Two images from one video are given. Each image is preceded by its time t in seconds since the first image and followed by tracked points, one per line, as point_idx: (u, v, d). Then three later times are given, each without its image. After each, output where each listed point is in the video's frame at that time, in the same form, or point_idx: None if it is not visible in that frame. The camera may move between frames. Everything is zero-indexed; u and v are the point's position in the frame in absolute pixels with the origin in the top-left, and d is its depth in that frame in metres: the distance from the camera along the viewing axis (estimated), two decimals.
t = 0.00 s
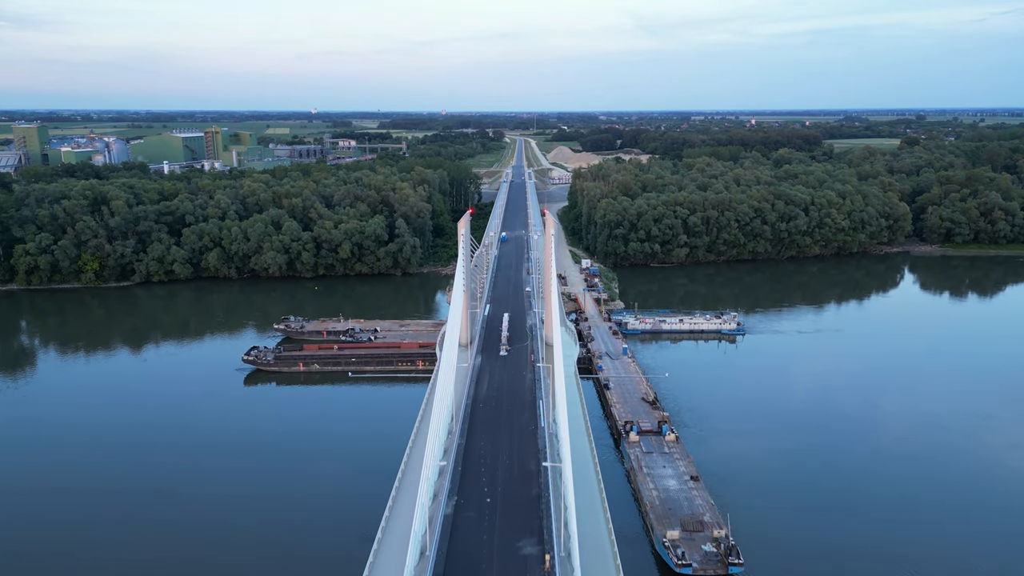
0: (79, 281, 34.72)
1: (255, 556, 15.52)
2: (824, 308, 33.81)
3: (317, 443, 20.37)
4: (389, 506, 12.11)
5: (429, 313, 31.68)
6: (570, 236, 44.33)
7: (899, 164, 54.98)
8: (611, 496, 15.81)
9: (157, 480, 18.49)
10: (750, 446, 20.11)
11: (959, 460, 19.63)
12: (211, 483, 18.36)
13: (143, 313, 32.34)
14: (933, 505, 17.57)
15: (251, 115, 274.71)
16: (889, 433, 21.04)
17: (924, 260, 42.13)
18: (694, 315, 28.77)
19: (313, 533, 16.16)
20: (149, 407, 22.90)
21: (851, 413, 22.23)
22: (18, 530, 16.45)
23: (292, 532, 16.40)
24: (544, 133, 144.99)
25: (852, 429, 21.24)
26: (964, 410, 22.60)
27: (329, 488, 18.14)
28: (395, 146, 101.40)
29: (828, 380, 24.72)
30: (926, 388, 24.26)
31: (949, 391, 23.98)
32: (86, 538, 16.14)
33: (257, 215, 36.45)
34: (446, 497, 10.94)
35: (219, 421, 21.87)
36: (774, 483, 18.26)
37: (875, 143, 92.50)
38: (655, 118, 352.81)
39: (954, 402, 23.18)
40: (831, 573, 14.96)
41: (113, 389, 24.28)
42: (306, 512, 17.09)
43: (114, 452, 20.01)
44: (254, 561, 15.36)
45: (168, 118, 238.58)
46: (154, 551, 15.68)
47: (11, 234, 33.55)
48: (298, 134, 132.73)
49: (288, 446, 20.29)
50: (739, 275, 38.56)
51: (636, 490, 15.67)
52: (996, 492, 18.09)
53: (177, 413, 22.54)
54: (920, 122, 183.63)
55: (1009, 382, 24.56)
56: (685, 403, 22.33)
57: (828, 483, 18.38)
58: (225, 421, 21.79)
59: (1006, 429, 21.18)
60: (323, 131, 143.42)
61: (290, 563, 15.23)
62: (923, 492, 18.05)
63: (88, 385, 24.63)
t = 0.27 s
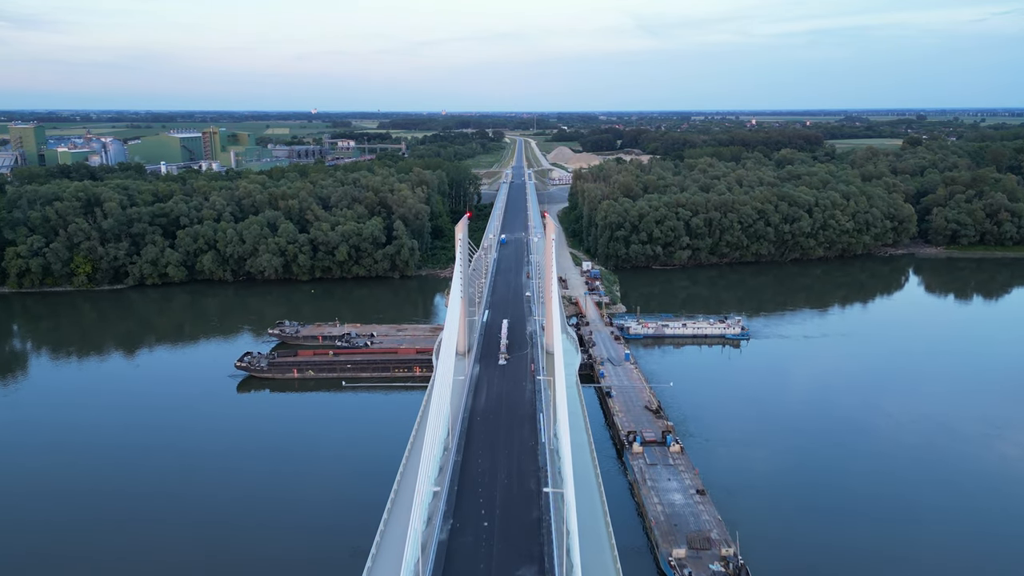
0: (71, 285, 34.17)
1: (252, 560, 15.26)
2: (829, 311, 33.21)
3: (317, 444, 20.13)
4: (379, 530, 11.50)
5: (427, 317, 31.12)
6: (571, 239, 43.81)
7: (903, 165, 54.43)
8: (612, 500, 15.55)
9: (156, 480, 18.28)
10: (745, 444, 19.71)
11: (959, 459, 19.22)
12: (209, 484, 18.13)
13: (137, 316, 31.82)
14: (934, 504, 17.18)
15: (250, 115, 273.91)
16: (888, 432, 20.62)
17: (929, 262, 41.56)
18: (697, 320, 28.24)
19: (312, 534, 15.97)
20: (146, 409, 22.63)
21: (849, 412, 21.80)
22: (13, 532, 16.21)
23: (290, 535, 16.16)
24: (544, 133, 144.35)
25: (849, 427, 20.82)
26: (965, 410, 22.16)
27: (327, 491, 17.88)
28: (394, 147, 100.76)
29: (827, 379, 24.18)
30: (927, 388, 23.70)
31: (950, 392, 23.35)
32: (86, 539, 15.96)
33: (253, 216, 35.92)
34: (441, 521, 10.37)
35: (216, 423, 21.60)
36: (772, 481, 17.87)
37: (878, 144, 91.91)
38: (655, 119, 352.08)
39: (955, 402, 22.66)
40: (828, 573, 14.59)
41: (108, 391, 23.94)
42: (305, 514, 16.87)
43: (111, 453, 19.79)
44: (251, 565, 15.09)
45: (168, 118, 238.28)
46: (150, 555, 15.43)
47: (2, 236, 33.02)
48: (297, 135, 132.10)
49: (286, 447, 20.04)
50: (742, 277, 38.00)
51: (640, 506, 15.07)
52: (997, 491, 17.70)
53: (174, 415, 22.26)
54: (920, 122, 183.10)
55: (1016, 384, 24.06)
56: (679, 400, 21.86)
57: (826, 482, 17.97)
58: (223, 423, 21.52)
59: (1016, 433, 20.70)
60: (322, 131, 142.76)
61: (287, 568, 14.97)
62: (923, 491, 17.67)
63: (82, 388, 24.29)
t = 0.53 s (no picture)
0: (63, 288, 33.62)
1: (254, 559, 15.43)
2: (833, 313, 32.65)
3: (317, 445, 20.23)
4: (369, 557, 10.90)
5: (425, 320, 30.52)
6: (572, 240, 43.32)
7: (907, 165, 53.87)
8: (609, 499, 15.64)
9: (156, 481, 18.38)
10: (745, 444, 19.29)
11: (961, 459, 18.81)
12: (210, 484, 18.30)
13: (130, 320, 31.22)
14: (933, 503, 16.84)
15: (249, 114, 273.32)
16: (889, 432, 20.16)
17: (935, 264, 41.00)
18: (701, 324, 27.67)
19: (313, 535, 16.09)
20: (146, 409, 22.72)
21: (849, 413, 21.31)
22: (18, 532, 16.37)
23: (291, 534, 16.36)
24: (544, 133, 143.79)
25: (848, 429, 20.31)
26: (967, 411, 21.63)
27: (327, 491, 17.99)
28: (394, 146, 100.20)
29: (828, 381, 23.69)
30: (928, 390, 23.11)
31: (952, 394, 22.78)
32: (89, 539, 16.12)
33: (249, 218, 35.40)
34: (436, 545, 9.80)
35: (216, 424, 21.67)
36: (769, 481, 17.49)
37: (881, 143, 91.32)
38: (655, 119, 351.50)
39: (956, 403, 22.14)
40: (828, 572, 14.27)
41: (106, 393, 23.87)
42: (306, 514, 17.01)
43: (112, 452, 19.94)
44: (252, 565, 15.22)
45: (163, 116, 236.46)
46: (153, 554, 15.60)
47: None
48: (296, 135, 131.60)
49: (286, 447, 20.17)
50: (745, 280, 37.46)
51: (643, 520, 14.53)
52: (1000, 491, 17.32)
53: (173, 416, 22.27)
54: (922, 122, 182.47)
55: (1017, 385, 23.54)
56: (679, 402, 21.46)
57: (827, 482, 17.60)
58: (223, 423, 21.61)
59: None
60: (321, 131, 142.30)
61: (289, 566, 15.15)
62: (924, 492, 17.27)
63: (80, 390, 24.22)
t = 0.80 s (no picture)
0: (55, 290, 33.05)
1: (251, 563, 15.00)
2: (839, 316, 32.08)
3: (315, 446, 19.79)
4: None
5: (423, 324, 29.92)
6: (573, 243, 42.76)
7: (911, 166, 53.36)
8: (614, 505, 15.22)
9: (152, 483, 17.99)
10: (743, 445, 18.89)
11: (962, 459, 18.42)
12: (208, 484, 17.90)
13: (123, 324, 30.62)
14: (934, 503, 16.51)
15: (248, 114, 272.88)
16: (889, 433, 19.73)
17: (941, 266, 40.45)
18: (705, 329, 27.08)
19: (313, 535, 15.71)
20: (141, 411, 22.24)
21: (849, 413, 20.87)
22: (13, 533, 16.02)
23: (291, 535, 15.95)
24: (544, 134, 143.25)
25: (848, 429, 19.90)
26: (967, 411, 21.14)
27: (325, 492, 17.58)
28: (392, 147, 99.62)
29: (828, 382, 23.17)
30: (928, 391, 22.53)
31: (952, 395, 22.21)
32: (85, 539, 15.78)
33: (244, 220, 34.84)
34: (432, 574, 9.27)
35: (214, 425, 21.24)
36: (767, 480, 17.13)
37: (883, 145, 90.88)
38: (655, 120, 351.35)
39: (956, 403, 21.62)
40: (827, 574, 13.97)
41: (100, 395, 23.41)
42: (305, 514, 16.65)
43: (108, 454, 19.53)
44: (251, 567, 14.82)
45: (161, 116, 235.91)
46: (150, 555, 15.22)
47: None
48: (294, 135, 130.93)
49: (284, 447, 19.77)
50: (749, 282, 36.90)
51: (649, 538, 13.96)
52: (1001, 491, 16.97)
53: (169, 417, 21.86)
54: (923, 123, 182.08)
55: (1015, 386, 22.98)
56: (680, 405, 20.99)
57: (826, 482, 17.23)
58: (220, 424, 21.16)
59: None
60: (320, 131, 141.74)
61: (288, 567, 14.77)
62: (925, 492, 16.92)
63: (74, 392, 23.75)
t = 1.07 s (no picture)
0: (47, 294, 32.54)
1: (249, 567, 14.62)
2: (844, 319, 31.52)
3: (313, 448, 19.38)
4: None
5: (421, 328, 29.38)
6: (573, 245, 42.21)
7: (915, 166, 52.79)
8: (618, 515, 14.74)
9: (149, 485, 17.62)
10: (742, 446, 18.37)
11: (963, 458, 17.95)
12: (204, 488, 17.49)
13: (116, 328, 30.07)
14: (935, 502, 16.04)
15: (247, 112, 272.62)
16: (888, 432, 19.22)
17: (947, 268, 39.87)
18: (709, 334, 26.54)
19: (312, 539, 15.34)
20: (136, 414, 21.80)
21: (848, 412, 20.37)
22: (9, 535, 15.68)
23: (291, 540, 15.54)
24: (544, 133, 142.80)
25: (848, 428, 19.40)
26: (967, 412, 20.58)
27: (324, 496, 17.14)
28: (392, 147, 99.15)
29: (828, 382, 22.64)
30: (929, 391, 21.98)
31: (953, 395, 21.68)
32: (80, 543, 15.41)
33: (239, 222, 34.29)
34: None
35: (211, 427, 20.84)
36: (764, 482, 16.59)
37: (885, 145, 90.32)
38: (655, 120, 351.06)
39: (957, 403, 21.09)
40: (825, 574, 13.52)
41: (95, 397, 22.99)
42: (304, 517, 16.28)
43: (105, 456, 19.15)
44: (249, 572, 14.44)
45: (160, 116, 235.58)
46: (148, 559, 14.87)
47: None
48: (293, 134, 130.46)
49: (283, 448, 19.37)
50: (752, 285, 36.34)
51: (654, 555, 13.44)
52: (1002, 492, 16.49)
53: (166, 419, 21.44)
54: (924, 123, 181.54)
55: (1013, 388, 22.36)
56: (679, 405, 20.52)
57: (825, 481, 16.74)
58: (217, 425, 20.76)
59: None
60: (319, 130, 141.30)
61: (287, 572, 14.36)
62: (926, 491, 16.46)
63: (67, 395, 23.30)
